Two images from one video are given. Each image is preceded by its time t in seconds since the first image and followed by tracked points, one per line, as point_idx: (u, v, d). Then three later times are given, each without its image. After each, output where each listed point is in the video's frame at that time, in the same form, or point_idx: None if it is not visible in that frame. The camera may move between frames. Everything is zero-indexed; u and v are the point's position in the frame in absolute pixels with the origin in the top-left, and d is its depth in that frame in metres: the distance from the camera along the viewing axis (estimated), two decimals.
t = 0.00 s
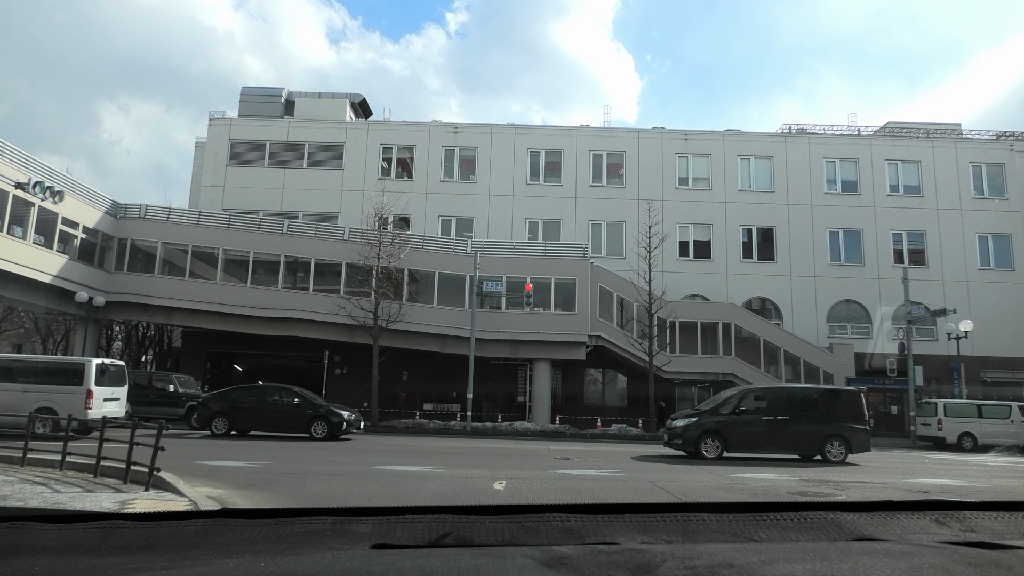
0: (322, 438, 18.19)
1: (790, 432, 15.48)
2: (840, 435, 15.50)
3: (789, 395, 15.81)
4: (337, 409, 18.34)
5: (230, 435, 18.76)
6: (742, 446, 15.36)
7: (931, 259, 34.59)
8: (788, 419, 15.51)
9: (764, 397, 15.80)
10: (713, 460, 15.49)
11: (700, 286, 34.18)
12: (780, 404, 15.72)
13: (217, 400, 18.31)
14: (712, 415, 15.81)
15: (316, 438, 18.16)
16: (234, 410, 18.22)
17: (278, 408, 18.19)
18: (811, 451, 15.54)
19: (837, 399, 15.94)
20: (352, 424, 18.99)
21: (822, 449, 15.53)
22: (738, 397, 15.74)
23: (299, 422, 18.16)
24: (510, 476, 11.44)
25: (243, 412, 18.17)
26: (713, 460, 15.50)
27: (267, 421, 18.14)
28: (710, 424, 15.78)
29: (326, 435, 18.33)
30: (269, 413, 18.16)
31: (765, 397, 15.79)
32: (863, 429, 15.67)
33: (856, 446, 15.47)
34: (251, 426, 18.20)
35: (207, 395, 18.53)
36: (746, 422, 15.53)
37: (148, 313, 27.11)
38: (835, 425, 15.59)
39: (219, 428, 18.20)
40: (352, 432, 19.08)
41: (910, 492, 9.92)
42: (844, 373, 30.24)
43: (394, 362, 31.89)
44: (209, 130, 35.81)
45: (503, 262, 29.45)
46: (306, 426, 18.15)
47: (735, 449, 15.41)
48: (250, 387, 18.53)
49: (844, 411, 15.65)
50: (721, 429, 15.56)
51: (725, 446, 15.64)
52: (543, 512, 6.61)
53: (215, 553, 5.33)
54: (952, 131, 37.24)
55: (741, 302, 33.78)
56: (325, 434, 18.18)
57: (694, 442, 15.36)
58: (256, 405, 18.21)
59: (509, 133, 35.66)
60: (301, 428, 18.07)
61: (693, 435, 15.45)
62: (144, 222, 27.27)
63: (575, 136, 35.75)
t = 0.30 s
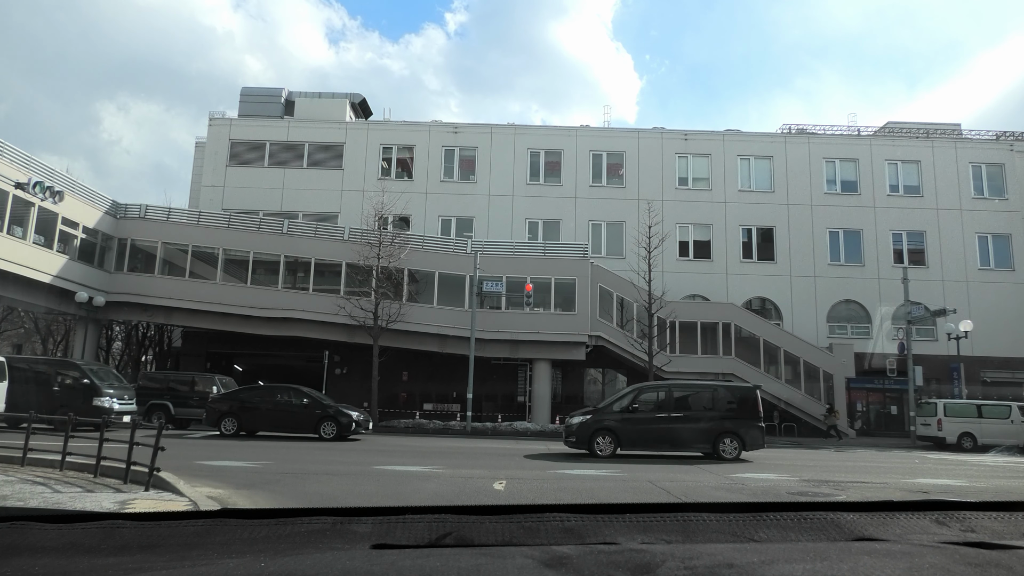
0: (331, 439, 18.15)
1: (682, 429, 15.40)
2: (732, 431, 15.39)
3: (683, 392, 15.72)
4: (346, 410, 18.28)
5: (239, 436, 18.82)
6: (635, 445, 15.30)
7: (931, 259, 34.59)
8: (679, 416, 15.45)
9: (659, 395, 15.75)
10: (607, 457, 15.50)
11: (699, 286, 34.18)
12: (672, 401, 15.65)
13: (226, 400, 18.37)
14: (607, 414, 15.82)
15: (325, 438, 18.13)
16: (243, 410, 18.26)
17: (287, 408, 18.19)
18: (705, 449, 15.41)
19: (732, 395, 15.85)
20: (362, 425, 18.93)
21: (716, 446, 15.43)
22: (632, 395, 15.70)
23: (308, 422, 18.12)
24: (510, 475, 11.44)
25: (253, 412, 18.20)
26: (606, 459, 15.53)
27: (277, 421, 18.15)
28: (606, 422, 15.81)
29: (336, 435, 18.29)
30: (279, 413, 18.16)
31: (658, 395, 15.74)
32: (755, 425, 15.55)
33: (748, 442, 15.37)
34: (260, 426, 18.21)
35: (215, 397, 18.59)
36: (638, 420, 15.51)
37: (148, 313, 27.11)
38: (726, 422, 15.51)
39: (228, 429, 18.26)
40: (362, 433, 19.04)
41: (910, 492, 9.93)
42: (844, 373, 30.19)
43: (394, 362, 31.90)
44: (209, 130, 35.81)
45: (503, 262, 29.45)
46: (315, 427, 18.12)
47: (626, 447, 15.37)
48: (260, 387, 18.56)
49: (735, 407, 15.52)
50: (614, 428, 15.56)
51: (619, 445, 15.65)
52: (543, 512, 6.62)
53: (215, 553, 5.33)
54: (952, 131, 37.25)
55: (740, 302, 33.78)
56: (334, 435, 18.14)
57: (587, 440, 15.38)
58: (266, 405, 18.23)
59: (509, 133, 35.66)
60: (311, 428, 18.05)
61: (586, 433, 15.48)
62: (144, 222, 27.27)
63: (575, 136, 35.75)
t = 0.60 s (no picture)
0: (340, 439, 18.15)
1: (568, 427, 15.15)
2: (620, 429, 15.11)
3: (573, 390, 15.43)
4: (354, 410, 18.27)
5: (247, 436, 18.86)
6: (522, 443, 15.11)
7: (931, 259, 34.59)
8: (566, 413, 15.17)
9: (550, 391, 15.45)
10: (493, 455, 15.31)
11: (699, 286, 34.18)
12: (562, 399, 15.35)
13: (233, 400, 18.40)
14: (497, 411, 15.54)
15: (333, 438, 18.11)
16: (252, 410, 18.28)
17: (296, 409, 18.18)
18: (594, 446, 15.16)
19: (625, 393, 15.51)
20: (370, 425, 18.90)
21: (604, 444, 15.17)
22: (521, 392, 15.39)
23: (317, 423, 18.11)
24: (510, 476, 11.44)
25: (262, 412, 18.21)
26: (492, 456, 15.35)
27: (285, 421, 18.15)
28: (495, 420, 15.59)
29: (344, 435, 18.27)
30: (287, 413, 18.16)
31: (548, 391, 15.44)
32: (645, 422, 15.22)
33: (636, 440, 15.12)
34: (269, 426, 18.22)
35: (222, 397, 18.62)
36: (526, 417, 15.27)
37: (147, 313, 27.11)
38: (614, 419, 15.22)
39: (237, 429, 18.30)
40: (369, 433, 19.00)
41: (910, 492, 9.93)
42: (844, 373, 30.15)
43: (395, 362, 31.91)
44: (209, 130, 35.81)
45: (503, 262, 29.45)
46: (324, 427, 18.11)
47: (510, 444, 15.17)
48: (268, 387, 18.56)
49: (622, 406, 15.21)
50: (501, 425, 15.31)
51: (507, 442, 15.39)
52: (543, 512, 6.62)
53: (215, 553, 5.33)
54: (952, 131, 37.26)
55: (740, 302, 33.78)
56: (342, 435, 18.13)
57: (473, 438, 15.14)
58: (274, 405, 18.24)
59: (509, 133, 35.66)
60: (319, 429, 18.04)
61: (473, 431, 15.19)
62: (144, 222, 27.27)
63: (575, 136, 35.75)
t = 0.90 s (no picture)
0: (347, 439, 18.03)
1: (452, 424, 15.95)
2: (504, 426, 15.90)
3: (458, 388, 16.23)
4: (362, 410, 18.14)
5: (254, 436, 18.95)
6: (403, 438, 15.84)
7: (931, 259, 34.60)
8: (449, 411, 15.95)
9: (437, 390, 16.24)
10: (374, 450, 16.05)
11: (699, 286, 34.20)
12: (445, 397, 16.14)
13: (241, 400, 18.46)
14: (383, 408, 16.29)
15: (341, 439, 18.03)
16: (260, 411, 18.31)
17: (303, 409, 18.14)
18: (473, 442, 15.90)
19: (509, 391, 16.22)
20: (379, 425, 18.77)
21: (484, 439, 15.91)
22: (407, 390, 16.11)
23: (324, 423, 18.03)
24: (510, 476, 11.45)
25: (269, 412, 18.23)
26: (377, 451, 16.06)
27: (293, 422, 18.12)
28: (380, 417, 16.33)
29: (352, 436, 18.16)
30: (294, 413, 18.13)
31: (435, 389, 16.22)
32: (527, 419, 16.02)
33: (519, 437, 15.91)
34: (276, 426, 18.21)
35: (229, 397, 18.66)
36: (408, 413, 16.00)
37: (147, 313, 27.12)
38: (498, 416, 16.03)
39: (244, 429, 18.37)
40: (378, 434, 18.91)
41: (910, 492, 9.94)
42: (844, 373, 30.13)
43: (395, 362, 31.90)
44: (209, 130, 35.82)
45: (503, 262, 29.46)
46: (331, 428, 18.05)
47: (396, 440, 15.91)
48: (275, 387, 18.56)
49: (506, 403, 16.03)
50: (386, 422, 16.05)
51: (389, 438, 16.22)
52: (543, 512, 6.62)
53: (215, 553, 5.33)
54: (951, 131, 37.28)
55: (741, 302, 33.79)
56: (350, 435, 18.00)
57: (356, 434, 15.86)
58: (282, 406, 18.25)
59: (509, 133, 35.67)
60: (327, 429, 17.97)
61: (356, 426, 15.94)
62: (144, 222, 27.28)
63: (575, 136, 35.76)
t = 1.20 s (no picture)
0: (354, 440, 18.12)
1: (330, 421, 15.23)
2: (381, 424, 15.22)
3: (337, 382, 15.45)
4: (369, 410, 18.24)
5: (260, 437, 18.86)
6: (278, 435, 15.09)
7: (931, 259, 34.60)
8: (328, 407, 15.22)
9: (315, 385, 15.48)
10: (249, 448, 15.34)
11: (699, 286, 34.20)
12: (323, 392, 15.36)
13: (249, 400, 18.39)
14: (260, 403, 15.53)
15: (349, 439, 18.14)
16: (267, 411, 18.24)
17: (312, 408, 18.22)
18: (352, 440, 15.22)
19: (392, 386, 15.47)
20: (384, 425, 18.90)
21: (362, 437, 15.24)
22: (286, 385, 15.38)
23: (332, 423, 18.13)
24: (510, 476, 11.45)
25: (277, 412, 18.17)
26: (255, 448, 15.41)
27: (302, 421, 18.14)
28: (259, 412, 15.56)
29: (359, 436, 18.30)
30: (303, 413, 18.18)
31: (315, 384, 15.48)
32: (408, 416, 15.37)
33: (397, 435, 15.22)
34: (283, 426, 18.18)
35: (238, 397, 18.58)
36: (285, 409, 15.23)
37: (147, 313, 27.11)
38: (376, 413, 15.33)
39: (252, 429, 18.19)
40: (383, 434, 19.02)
41: (910, 492, 9.95)
42: (844, 373, 30.14)
43: (394, 362, 31.89)
44: (209, 130, 35.81)
45: (503, 262, 29.45)
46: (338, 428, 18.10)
47: (273, 437, 15.22)
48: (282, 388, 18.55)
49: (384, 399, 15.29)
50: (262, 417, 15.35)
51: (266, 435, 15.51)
52: (543, 512, 6.62)
53: (215, 553, 5.33)
54: (951, 131, 37.28)
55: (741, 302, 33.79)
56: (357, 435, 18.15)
57: (230, 431, 15.11)
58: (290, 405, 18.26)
59: (509, 133, 35.66)
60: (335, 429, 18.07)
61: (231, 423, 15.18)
62: (144, 222, 27.28)
63: (575, 136, 35.75)
